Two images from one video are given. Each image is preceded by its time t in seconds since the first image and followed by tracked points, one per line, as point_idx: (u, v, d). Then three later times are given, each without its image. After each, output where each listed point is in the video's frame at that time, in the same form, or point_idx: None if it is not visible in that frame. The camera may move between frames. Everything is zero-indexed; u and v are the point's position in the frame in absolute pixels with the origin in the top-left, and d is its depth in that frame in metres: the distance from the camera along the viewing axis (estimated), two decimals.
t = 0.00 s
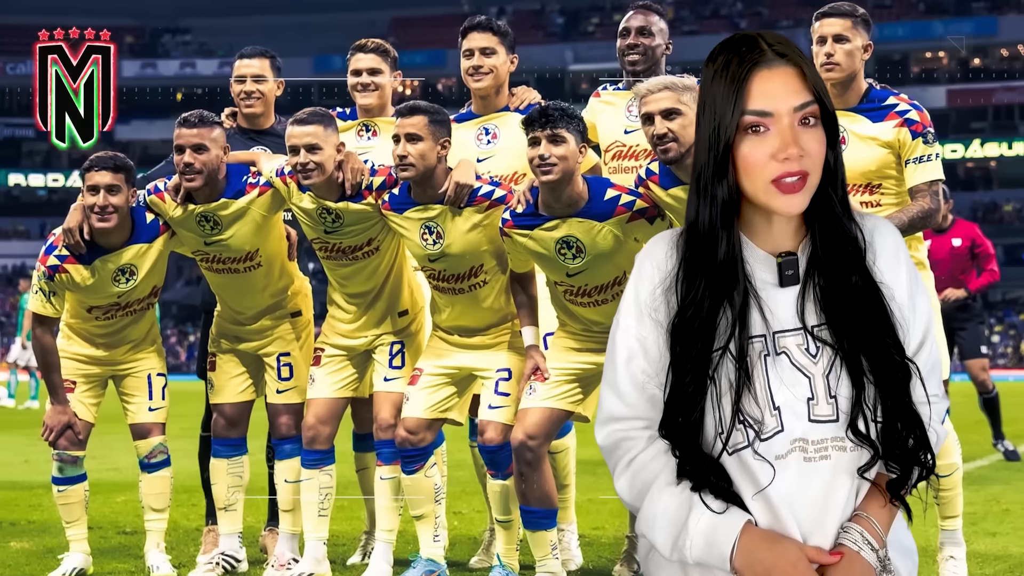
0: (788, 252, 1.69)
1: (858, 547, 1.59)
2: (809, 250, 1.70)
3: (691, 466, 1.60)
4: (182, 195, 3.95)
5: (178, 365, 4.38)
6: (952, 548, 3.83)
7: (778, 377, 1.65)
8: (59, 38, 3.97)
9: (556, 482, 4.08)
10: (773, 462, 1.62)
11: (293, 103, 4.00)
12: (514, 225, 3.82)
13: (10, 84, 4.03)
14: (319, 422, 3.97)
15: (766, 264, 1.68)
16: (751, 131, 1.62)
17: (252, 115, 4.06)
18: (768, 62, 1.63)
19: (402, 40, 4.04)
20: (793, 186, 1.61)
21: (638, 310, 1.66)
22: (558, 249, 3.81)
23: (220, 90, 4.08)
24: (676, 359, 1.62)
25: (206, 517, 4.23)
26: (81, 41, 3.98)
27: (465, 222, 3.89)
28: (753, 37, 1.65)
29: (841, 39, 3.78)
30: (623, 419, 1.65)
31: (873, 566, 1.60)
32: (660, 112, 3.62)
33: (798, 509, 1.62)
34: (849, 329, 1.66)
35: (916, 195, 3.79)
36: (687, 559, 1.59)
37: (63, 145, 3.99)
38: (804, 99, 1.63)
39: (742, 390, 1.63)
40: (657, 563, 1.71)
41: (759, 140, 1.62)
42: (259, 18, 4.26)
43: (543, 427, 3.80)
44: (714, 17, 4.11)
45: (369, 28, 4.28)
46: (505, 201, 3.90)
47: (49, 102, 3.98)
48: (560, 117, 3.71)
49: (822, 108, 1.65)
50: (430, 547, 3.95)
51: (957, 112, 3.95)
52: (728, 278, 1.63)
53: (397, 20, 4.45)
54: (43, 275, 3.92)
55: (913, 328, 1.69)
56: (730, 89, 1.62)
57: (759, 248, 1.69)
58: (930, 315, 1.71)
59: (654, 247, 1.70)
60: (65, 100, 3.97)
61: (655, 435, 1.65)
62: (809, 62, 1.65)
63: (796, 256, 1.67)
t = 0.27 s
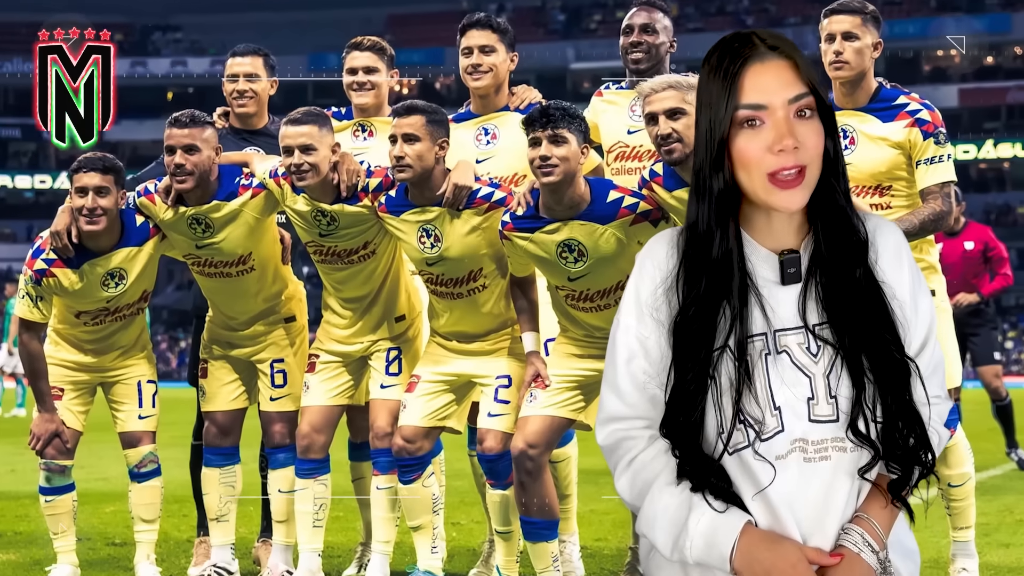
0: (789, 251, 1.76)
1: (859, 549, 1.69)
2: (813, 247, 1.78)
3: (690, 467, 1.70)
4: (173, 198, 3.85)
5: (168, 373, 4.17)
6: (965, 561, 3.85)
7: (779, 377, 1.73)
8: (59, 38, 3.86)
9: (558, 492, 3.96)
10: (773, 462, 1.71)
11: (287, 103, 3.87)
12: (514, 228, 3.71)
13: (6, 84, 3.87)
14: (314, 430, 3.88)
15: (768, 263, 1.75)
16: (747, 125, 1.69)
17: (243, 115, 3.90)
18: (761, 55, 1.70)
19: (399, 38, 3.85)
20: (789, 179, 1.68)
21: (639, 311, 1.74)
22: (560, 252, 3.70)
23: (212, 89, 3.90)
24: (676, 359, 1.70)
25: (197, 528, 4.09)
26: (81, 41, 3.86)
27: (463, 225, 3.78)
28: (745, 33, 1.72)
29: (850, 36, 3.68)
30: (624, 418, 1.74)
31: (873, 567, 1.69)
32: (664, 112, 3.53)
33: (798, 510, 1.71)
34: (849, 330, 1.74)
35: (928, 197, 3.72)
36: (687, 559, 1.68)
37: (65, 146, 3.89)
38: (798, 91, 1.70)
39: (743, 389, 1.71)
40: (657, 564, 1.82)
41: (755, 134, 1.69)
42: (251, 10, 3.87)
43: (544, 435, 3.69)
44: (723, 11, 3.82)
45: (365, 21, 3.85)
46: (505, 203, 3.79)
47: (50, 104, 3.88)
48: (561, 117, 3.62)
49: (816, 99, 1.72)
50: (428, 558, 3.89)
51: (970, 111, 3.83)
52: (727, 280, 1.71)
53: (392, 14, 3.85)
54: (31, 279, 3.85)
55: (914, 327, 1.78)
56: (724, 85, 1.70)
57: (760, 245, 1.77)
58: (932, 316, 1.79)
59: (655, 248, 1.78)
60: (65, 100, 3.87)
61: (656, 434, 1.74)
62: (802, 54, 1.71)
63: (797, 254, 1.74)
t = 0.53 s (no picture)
0: (788, 253, 1.69)
1: (858, 550, 1.60)
2: (810, 252, 1.70)
3: (689, 467, 1.61)
4: (163, 200, 3.74)
5: (159, 379, 4.04)
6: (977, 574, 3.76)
7: (779, 379, 1.65)
8: (59, 38, 3.76)
9: (559, 503, 3.83)
10: (773, 464, 1.62)
11: (281, 102, 3.78)
12: (514, 231, 3.61)
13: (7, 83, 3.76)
14: (308, 438, 3.76)
15: (768, 265, 1.68)
16: (747, 143, 1.61)
17: (237, 115, 3.82)
18: (759, 70, 1.62)
19: (396, 36, 3.75)
20: (791, 198, 1.61)
21: (639, 315, 1.67)
22: (562, 256, 3.60)
23: (203, 88, 3.81)
24: (674, 361, 1.63)
25: (189, 539, 3.99)
26: (81, 41, 3.76)
27: (462, 228, 3.68)
28: (742, 46, 1.63)
29: (860, 34, 3.58)
30: (625, 421, 1.67)
31: (873, 569, 1.61)
32: (667, 112, 3.50)
33: (797, 511, 1.63)
34: (850, 331, 1.65)
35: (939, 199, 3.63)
36: (686, 560, 1.60)
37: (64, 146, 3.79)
38: (798, 107, 1.62)
39: (741, 391, 1.63)
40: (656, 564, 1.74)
41: (756, 151, 1.61)
42: (244, 8, 3.80)
43: (545, 444, 3.58)
44: (728, 10, 3.72)
45: (360, 19, 3.77)
46: (505, 205, 3.68)
47: (49, 103, 3.78)
48: (562, 117, 3.54)
49: (816, 113, 1.64)
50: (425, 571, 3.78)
51: (982, 111, 3.73)
52: (728, 281, 1.64)
53: (391, 14, 3.76)
54: (18, 284, 3.75)
55: (914, 328, 1.68)
56: (721, 103, 1.61)
57: (760, 248, 1.70)
58: (934, 319, 1.70)
59: (654, 251, 1.71)
60: (65, 100, 3.77)
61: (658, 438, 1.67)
62: (800, 68, 1.63)
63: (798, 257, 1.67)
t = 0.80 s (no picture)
0: (788, 255, 1.68)
1: (859, 553, 1.57)
2: (810, 254, 1.69)
3: (688, 470, 1.60)
4: (154, 203, 3.65)
5: (150, 387, 3.88)
6: None
7: (777, 381, 1.63)
8: (59, 37, 3.68)
9: (560, 513, 3.74)
10: (772, 467, 1.61)
11: (275, 102, 3.68)
12: (514, 234, 3.52)
13: (7, 82, 3.68)
14: (303, 447, 3.68)
15: (767, 267, 1.67)
16: (748, 146, 1.59)
17: (229, 115, 3.71)
18: (761, 73, 1.59)
19: (393, 34, 3.66)
20: (792, 202, 1.59)
21: (637, 315, 1.65)
22: (563, 260, 3.50)
23: (194, 88, 3.71)
24: (672, 362, 1.61)
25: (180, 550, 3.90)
26: (81, 41, 3.69)
27: (460, 231, 3.58)
28: (742, 47, 1.61)
29: (869, 32, 3.51)
30: (623, 423, 1.65)
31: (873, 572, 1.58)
32: (672, 112, 3.41)
33: (797, 513, 1.61)
34: (851, 332, 1.63)
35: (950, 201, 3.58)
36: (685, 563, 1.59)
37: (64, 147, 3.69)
38: (800, 109, 1.59)
39: (740, 395, 1.61)
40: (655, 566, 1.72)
41: (757, 155, 1.59)
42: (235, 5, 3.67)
43: (547, 452, 3.50)
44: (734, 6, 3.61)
45: (357, 16, 3.68)
46: (505, 208, 3.58)
47: (49, 102, 3.70)
48: (564, 117, 3.45)
49: (817, 116, 1.62)
50: None
51: (995, 111, 3.60)
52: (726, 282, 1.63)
53: (387, 12, 3.67)
54: (5, 288, 3.65)
55: (914, 329, 1.65)
56: (722, 107, 1.59)
57: (759, 250, 1.68)
58: (935, 319, 1.67)
59: (653, 253, 1.69)
60: (65, 99, 3.69)
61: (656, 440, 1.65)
62: (803, 70, 1.61)
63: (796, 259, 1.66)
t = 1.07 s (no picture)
0: (788, 256, 1.69)
1: (858, 554, 1.58)
2: (811, 255, 1.70)
3: (687, 471, 1.62)
4: (145, 205, 3.56)
5: (140, 395, 3.79)
6: None
7: (776, 383, 1.64)
8: (59, 37, 3.58)
9: (561, 523, 3.64)
10: (771, 468, 1.63)
11: (269, 102, 3.57)
12: (514, 238, 3.43)
13: None
14: (298, 456, 3.60)
15: (767, 269, 1.68)
16: (748, 131, 1.62)
17: (221, 115, 3.58)
18: (759, 58, 1.63)
19: (390, 32, 3.58)
20: (794, 184, 1.61)
21: (636, 317, 1.68)
22: (564, 264, 3.41)
23: (187, 88, 3.58)
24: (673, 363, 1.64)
25: (172, 562, 3.81)
26: (82, 41, 3.57)
27: (459, 235, 3.49)
28: (740, 37, 1.64)
29: (878, 31, 3.43)
30: (622, 424, 1.68)
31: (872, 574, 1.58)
32: (676, 113, 3.33)
33: (796, 515, 1.62)
34: (851, 334, 1.65)
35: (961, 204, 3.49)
36: (683, 564, 1.61)
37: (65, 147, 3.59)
38: (799, 93, 1.62)
39: (739, 395, 1.63)
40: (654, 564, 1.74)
41: (758, 139, 1.61)
42: (227, 3, 3.59)
43: (547, 462, 3.41)
44: (740, 4, 3.52)
45: (353, 14, 3.58)
46: (505, 211, 3.50)
47: (49, 101, 3.59)
48: (566, 118, 3.37)
49: (816, 101, 1.64)
50: None
51: (1008, 111, 3.51)
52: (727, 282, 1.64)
53: (384, 10, 3.58)
54: None
55: (915, 332, 1.67)
56: (722, 91, 1.62)
57: (759, 250, 1.69)
58: (935, 321, 1.69)
59: (653, 253, 1.72)
60: (65, 99, 3.58)
61: (655, 440, 1.68)
62: (800, 56, 1.64)
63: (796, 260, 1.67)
